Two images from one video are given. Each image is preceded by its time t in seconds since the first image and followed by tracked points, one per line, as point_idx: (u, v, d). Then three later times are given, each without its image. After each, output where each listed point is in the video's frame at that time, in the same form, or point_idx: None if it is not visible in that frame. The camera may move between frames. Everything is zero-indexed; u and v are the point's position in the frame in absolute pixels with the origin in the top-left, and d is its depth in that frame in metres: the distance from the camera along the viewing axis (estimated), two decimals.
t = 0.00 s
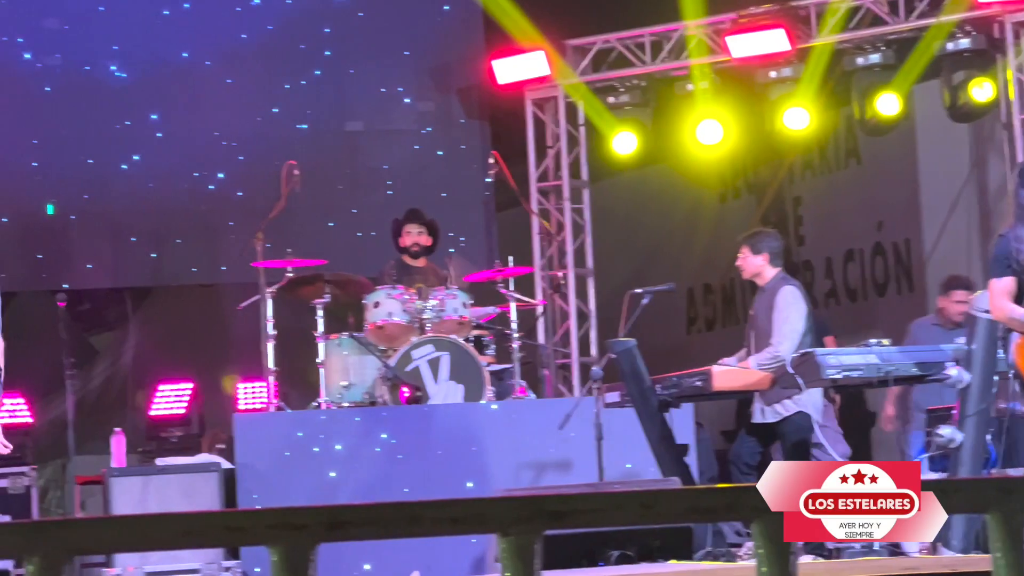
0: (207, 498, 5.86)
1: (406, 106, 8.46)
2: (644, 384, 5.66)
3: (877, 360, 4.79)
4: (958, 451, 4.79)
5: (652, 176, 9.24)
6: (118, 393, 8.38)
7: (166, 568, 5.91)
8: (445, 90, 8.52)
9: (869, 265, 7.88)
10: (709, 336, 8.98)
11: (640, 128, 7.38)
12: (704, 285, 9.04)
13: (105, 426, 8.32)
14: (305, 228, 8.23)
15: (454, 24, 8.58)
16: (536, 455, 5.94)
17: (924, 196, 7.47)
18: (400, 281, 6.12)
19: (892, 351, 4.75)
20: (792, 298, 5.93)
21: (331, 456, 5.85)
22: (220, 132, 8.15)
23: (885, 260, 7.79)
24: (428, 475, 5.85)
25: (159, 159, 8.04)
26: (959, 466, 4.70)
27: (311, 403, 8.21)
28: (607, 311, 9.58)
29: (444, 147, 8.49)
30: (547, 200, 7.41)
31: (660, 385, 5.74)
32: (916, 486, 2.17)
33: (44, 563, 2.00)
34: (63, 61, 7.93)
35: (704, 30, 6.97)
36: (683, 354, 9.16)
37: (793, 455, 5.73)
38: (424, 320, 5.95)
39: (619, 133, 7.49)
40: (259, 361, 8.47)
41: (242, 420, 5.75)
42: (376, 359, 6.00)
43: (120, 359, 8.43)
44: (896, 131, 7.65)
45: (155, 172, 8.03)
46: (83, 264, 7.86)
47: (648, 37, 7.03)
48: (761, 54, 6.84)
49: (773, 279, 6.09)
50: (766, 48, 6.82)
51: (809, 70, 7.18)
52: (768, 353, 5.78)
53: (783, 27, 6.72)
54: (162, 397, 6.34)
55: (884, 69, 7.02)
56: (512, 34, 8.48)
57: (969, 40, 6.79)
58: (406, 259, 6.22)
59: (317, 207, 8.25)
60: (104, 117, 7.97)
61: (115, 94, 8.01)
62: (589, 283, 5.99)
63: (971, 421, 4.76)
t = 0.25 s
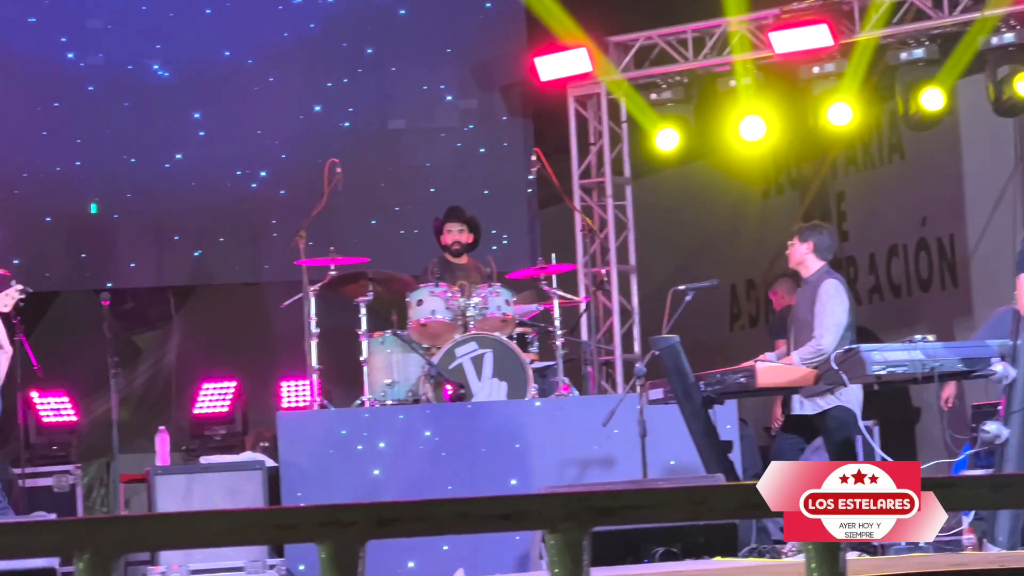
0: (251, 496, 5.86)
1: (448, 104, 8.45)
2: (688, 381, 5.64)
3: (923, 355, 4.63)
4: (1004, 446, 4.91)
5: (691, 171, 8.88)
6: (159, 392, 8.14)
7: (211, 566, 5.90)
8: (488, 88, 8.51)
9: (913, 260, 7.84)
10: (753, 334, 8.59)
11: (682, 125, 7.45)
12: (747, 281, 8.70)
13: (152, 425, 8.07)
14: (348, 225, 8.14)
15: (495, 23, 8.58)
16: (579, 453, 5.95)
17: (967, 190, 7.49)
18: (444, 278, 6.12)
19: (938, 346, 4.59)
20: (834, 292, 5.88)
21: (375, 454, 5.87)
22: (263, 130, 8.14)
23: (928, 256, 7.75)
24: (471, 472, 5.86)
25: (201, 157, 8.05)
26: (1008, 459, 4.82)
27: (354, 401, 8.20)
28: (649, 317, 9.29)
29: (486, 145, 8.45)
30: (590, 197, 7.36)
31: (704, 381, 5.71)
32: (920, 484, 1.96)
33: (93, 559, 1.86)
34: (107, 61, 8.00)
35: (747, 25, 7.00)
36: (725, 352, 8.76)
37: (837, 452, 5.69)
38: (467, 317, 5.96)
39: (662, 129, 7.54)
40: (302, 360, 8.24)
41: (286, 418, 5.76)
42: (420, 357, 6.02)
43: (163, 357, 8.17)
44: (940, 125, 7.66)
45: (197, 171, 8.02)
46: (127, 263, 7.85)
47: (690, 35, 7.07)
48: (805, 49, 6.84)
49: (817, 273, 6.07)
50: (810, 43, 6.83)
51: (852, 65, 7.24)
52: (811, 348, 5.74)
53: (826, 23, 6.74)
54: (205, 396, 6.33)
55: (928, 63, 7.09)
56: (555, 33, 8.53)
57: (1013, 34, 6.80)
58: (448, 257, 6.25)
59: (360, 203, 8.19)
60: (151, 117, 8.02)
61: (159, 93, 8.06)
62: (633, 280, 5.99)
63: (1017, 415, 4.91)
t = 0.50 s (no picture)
0: (287, 491, 5.87)
1: (483, 99, 8.40)
2: (723, 375, 5.64)
3: (960, 349, 4.79)
4: None
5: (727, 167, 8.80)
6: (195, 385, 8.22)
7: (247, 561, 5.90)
8: (524, 82, 8.48)
9: (950, 254, 7.73)
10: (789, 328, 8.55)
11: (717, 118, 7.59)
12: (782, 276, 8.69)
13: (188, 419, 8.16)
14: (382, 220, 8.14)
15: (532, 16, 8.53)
16: (615, 447, 5.94)
17: (1005, 183, 7.36)
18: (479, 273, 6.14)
19: (975, 341, 4.73)
20: (871, 285, 5.86)
21: (411, 449, 5.87)
22: (298, 126, 8.12)
23: (965, 250, 7.65)
24: (507, 466, 5.86)
25: (238, 154, 8.03)
26: None
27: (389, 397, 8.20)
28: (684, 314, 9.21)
29: (522, 140, 8.45)
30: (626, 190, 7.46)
31: (739, 375, 5.69)
32: (920, 484, 1.87)
33: (135, 554, 1.90)
34: (142, 57, 7.92)
35: (782, 19, 7.05)
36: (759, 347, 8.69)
37: (871, 447, 5.64)
38: (503, 312, 5.97)
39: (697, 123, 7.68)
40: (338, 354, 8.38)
41: (321, 413, 5.76)
42: (455, 352, 6.04)
43: (199, 351, 8.26)
44: (977, 118, 7.54)
45: (233, 167, 8.02)
46: (162, 259, 7.86)
47: (726, 28, 7.14)
48: (842, 42, 6.90)
49: (851, 267, 6.06)
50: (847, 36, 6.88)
51: (890, 58, 7.41)
52: (848, 342, 5.70)
53: (863, 16, 6.79)
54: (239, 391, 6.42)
55: (965, 55, 7.17)
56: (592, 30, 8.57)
57: None
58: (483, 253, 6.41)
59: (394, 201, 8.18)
60: (192, 113, 7.98)
61: (194, 88, 8.00)
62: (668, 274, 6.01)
63: None
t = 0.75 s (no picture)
0: (330, 484, 5.88)
1: (525, 93, 8.57)
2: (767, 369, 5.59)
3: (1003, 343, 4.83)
4: None
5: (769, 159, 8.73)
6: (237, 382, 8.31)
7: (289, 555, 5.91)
8: (565, 77, 8.63)
9: (993, 248, 7.38)
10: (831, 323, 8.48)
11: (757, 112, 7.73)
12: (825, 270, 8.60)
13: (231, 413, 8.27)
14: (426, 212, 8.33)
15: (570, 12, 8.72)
16: (658, 441, 5.93)
17: None
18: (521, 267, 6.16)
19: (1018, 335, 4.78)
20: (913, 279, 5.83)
21: (453, 443, 5.87)
22: (339, 119, 8.28)
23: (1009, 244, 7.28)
24: (549, 459, 5.87)
25: (280, 145, 8.18)
26: None
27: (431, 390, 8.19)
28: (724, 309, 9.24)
29: (563, 134, 8.58)
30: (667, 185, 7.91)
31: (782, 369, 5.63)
32: (918, 485, 2.00)
33: (185, 547, 1.88)
34: (184, 52, 8.14)
35: (824, 12, 7.21)
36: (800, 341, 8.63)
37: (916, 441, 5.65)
38: (545, 306, 5.99)
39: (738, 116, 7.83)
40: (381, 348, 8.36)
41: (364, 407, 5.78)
42: (497, 347, 6.03)
43: (242, 346, 8.36)
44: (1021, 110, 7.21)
45: (275, 160, 8.16)
46: (205, 253, 8.01)
47: (767, 21, 7.27)
48: (883, 36, 6.97)
49: (893, 261, 6.04)
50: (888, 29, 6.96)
51: (931, 52, 7.49)
52: (891, 336, 5.67)
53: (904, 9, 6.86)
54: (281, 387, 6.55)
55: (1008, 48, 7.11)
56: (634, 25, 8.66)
57: None
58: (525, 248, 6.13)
59: (438, 194, 8.33)
60: (237, 109, 8.17)
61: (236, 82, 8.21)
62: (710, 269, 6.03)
63: None
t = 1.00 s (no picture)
0: (369, 480, 5.90)
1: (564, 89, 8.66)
2: (806, 365, 5.49)
3: None
4: None
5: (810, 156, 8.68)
6: (274, 379, 8.41)
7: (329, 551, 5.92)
8: (604, 73, 8.72)
9: None
10: (871, 320, 8.36)
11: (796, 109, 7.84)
12: (863, 266, 8.47)
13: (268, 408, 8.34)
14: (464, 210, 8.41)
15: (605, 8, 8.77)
16: (696, 438, 5.93)
17: None
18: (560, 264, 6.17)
19: None
20: (953, 278, 5.80)
21: (492, 439, 5.89)
22: (378, 116, 8.43)
23: None
24: (587, 454, 5.89)
25: (318, 145, 8.36)
26: None
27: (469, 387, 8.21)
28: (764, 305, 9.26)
29: (602, 130, 8.66)
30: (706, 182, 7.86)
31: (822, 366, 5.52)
32: (920, 484, 1.66)
33: (232, 545, 1.52)
34: (222, 49, 8.30)
35: (863, 8, 7.27)
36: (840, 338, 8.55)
37: (957, 439, 5.60)
38: (584, 302, 6.00)
39: (777, 113, 7.96)
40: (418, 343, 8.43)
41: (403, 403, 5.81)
42: (536, 343, 6.06)
43: (279, 344, 8.45)
44: None
45: (314, 159, 8.35)
46: (244, 250, 8.23)
47: (805, 18, 7.35)
48: (922, 29, 7.04)
49: (932, 259, 6.00)
50: (927, 24, 7.02)
51: (971, 47, 7.49)
52: (932, 335, 5.62)
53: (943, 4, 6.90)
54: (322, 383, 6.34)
55: None
56: (670, 19, 8.62)
57: None
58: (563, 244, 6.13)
59: (478, 191, 8.44)
60: (280, 107, 8.34)
61: (274, 80, 8.35)
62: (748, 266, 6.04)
63: None
